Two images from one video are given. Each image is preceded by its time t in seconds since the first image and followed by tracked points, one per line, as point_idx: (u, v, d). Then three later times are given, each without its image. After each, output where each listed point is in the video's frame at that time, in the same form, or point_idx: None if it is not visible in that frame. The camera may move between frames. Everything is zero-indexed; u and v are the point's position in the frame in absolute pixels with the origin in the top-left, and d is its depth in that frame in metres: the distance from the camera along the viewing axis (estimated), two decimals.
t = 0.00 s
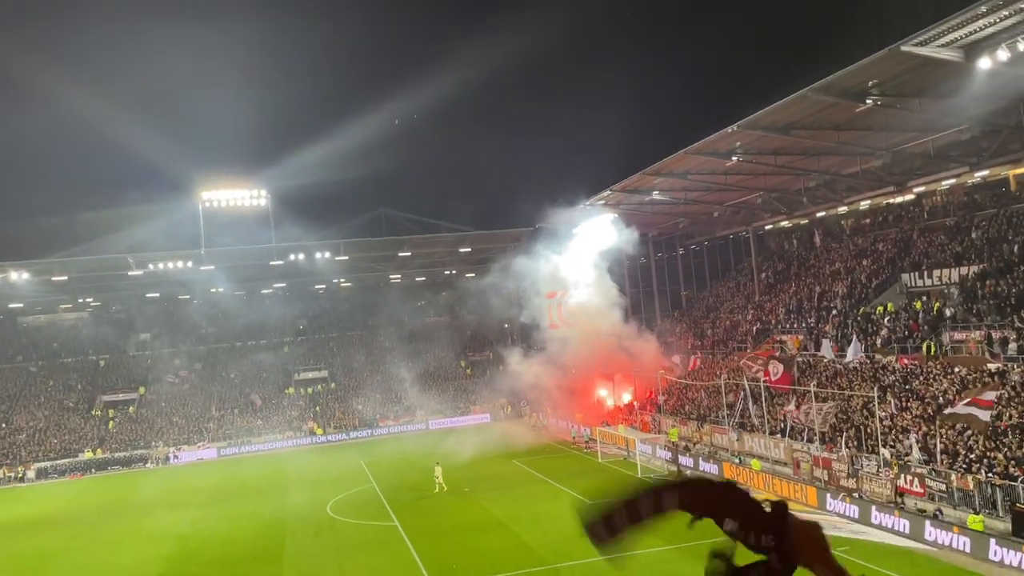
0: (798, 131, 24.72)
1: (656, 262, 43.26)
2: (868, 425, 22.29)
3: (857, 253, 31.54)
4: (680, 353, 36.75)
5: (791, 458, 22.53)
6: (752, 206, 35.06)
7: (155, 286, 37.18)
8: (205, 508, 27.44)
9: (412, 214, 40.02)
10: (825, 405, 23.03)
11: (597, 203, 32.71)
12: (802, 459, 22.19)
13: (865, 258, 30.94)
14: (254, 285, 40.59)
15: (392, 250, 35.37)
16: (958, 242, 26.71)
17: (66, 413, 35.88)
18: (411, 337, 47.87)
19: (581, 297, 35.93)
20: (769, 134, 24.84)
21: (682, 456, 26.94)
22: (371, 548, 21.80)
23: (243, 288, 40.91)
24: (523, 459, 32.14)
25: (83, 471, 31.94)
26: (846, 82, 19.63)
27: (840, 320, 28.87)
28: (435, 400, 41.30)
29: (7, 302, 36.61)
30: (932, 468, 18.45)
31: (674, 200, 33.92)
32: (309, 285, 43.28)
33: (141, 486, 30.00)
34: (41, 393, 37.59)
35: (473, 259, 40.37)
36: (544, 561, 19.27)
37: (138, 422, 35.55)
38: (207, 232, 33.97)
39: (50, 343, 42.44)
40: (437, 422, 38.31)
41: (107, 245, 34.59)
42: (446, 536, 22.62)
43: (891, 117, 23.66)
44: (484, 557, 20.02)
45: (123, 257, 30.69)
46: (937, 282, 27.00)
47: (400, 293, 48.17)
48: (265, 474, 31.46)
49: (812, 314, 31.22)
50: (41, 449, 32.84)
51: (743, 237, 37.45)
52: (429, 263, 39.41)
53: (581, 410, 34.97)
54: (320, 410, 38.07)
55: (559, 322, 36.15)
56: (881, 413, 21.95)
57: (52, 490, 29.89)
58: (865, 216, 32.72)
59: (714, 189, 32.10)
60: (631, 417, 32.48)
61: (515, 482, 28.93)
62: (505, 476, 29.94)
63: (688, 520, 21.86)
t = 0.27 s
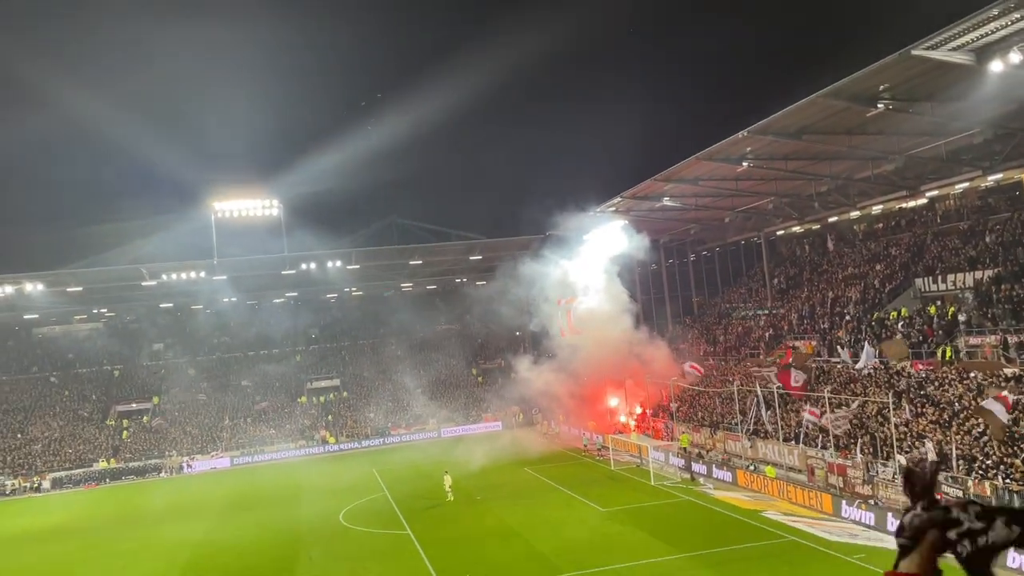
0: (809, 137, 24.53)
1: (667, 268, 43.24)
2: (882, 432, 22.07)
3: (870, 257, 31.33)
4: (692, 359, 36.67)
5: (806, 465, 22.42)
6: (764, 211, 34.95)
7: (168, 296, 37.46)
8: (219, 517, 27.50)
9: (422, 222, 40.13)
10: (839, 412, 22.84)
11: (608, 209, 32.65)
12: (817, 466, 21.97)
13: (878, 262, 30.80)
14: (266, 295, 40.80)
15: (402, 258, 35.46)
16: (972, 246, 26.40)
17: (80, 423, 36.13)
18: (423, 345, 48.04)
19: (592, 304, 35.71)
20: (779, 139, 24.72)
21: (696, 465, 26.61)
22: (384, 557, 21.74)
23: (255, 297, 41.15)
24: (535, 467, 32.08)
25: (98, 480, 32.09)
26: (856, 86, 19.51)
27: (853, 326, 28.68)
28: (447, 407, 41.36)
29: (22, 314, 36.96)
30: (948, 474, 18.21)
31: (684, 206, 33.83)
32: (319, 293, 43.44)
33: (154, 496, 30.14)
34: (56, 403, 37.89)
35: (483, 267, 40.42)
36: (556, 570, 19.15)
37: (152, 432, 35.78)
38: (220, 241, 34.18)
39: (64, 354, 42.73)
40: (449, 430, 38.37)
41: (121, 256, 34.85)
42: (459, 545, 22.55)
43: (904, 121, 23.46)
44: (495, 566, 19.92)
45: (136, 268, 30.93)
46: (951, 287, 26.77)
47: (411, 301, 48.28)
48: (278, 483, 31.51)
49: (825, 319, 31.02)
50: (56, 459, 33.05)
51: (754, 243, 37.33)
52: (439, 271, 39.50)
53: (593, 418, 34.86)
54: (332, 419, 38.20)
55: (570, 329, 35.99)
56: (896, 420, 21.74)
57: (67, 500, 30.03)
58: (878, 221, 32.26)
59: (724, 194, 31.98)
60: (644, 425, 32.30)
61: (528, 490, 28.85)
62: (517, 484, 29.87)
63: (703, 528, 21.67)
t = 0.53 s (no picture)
0: (828, 139, 24.20)
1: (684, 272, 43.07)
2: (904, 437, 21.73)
3: (890, 261, 30.77)
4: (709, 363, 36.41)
5: (825, 470, 22.13)
6: (782, 214, 34.64)
7: (187, 300, 37.74)
8: (235, 520, 27.57)
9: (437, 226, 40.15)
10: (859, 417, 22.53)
11: (624, 212, 32.53)
12: (836, 471, 21.67)
13: (899, 266, 30.47)
14: (283, 298, 40.97)
15: (417, 262, 35.49)
16: (995, 249, 25.68)
17: (100, 426, 36.48)
18: (440, 347, 48.15)
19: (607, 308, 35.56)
20: (797, 141, 24.46)
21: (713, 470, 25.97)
22: (398, 561, 21.67)
23: (271, 301, 41.35)
24: (552, 472, 31.96)
25: (117, 483, 32.36)
26: (876, 88, 19.25)
27: (874, 330, 28.34)
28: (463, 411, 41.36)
29: (43, 317, 37.38)
30: (971, 480, 17.89)
31: (701, 209, 33.59)
32: (336, 297, 43.60)
33: (171, 499, 30.31)
34: (76, 406, 38.31)
35: (498, 271, 40.38)
36: None
37: (170, 435, 36.03)
38: (237, 245, 34.39)
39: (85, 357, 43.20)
40: (466, 433, 38.32)
41: (140, 260, 35.15)
42: (474, 549, 22.47)
43: (925, 123, 23.11)
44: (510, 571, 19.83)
45: (154, 272, 31.13)
46: (972, 290, 26.32)
47: (426, 305, 48.33)
48: (293, 486, 31.56)
49: (845, 323, 30.68)
50: (76, 461, 33.39)
51: (773, 246, 37.05)
52: (455, 274, 39.53)
53: (610, 422, 34.69)
54: (348, 422, 38.32)
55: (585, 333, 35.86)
56: (918, 425, 21.38)
57: (87, 502, 30.30)
58: (898, 223, 31.58)
59: (742, 197, 31.74)
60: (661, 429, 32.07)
61: (543, 495, 28.70)
62: (533, 488, 29.75)
63: (721, 534, 21.41)
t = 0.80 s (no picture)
0: (851, 139, 23.93)
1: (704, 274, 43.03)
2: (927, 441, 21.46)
3: (914, 263, 30.73)
4: (729, 366, 36.22)
5: (847, 474, 21.91)
6: (803, 216, 34.37)
7: (209, 300, 38.14)
8: (256, 519, 27.78)
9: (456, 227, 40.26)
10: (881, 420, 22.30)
11: (643, 214, 32.46)
12: (858, 475, 21.46)
13: (923, 268, 30.19)
14: (303, 299, 41.29)
15: (436, 263, 35.61)
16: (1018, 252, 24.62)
17: (123, 424, 36.95)
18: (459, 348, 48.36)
19: (625, 310, 35.45)
20: (819, 143, 24.22)
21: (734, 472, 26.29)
22: (417, 562, 21.72)
23: (292, 301, 41.66)
24: (570, 473, 31.93)
25: (141, 481, 32.73)
26: (900, 88, 19.03)
27: (897, 333, 28.06)
28: (481, 412, 41.47)
29: (67, 317, 37.91)
30: (996, 485, 17.63)
31: (721, 211, 33.39)
32: (355, 298, 43.84)
33: (192, 497, 30.62)
34: (100, 405, 38.83)
35: (516, 272, 40.43)
36: None
37: (193, 434, 36.42)
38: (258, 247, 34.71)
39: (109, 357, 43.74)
40: (485, 434, 38.38)
41: (163, 261, 35.55)
42: (493, 551, 22.48)
43: (949, 124, 22.81)
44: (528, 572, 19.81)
45: (177, 272, 31.45)
46: (998, 293, 25.66)
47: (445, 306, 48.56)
48: (313, 485, 31.73)
49: (867, 326, 30.36)
50: (100, 460, 33.84)
51: (795, 248, 37.05)
52: (473, 276, 39.66)
53: (628, 424, 34.60)
54: (368, 422, 38.58)
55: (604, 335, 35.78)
56: (942, 429, 21.11)
57: (110, 500, 30.67)
58: (922, 225, 31.34)
59: (762, 199, 31.52)
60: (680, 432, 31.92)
61: (563, 496, 28.62)
62: (551, 490, 29.72)
63: (742, 537, 21.25)
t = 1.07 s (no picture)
0: (881, 138, 23.58)
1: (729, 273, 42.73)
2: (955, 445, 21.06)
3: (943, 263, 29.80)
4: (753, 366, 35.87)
5: (873, 477, 21.58)
6: (831, 215, 33.89)
7: (235, 295, 38.56)
8: (279, 513, 27.98)
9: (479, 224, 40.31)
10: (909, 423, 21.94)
11: (668, 211, 32.24)
12: (883, 478, 21.12)
13: (952, 268, 29.26)
14: (327, 295, 41.58)
15: (459, 260, 35.65)
16: None
17: (151, 417, 37.47)
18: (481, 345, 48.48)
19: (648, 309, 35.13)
20: (848, 141, 23.79)
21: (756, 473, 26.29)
22: (438, 558, 21.73)
23: (316, 297, 41.98)
24: (592, 472, 31.84)
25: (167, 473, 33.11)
26: (934, 84, 18.66)
27: (925, 335, 27.59)
28: (503, 409, 41.54)
29: (97, 311, 38.48)
30: None
31: (747, 209, 33.09)
32: (378, 294, 44.08)
33: (215, 490, 30.94)
34: (127, 397, 39.43)
35: (539, 270, 40.39)
36: None
37: (218, 427, 36.82)
38: (284, 242, 35.00)
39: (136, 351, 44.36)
40: (506, 431, 38.38)
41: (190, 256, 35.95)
42: (514, 548, 22.46)
43: (982, 122, 22.34)
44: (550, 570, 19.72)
45: (204, 267, 31.77)
46: None
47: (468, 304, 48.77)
48: (336, 479, 31.94)
49: (895, 328, 29.99)
50: (128, 452, 34.33)
51: (820, 247, 36.57)
52: (495, 273, 39.73)
53: (650, 423, 34.40)
54: (390, 417, 38.85)
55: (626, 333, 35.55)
56: (971, 432, 20.71)
57: (137, 491, 31.06)
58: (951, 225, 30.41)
59: (789, 197, 31.13)
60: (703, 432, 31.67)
61: (585, 495, 28.56)
62: (573, 488, 29.64)
63: (765, 539, 20.98)
